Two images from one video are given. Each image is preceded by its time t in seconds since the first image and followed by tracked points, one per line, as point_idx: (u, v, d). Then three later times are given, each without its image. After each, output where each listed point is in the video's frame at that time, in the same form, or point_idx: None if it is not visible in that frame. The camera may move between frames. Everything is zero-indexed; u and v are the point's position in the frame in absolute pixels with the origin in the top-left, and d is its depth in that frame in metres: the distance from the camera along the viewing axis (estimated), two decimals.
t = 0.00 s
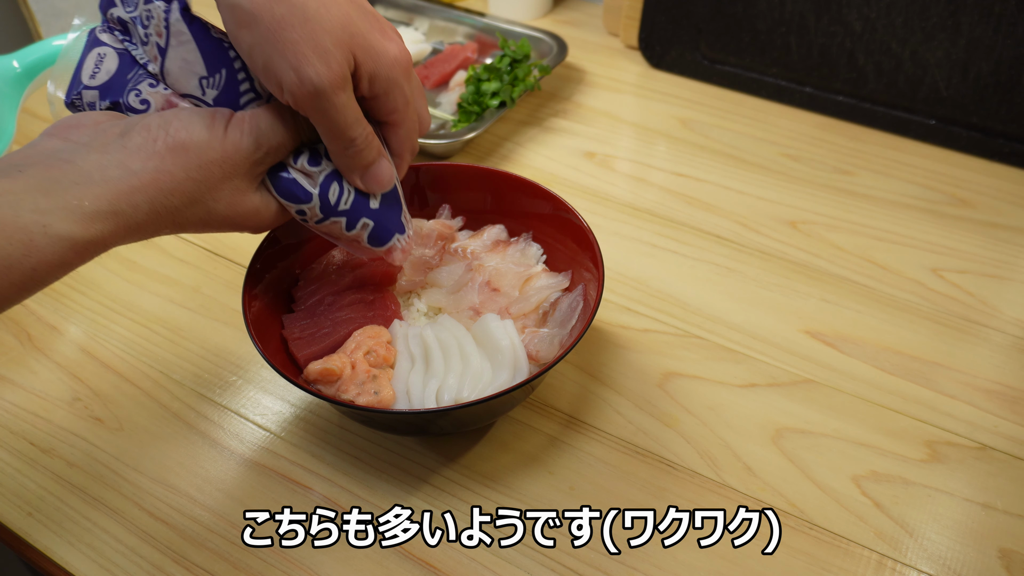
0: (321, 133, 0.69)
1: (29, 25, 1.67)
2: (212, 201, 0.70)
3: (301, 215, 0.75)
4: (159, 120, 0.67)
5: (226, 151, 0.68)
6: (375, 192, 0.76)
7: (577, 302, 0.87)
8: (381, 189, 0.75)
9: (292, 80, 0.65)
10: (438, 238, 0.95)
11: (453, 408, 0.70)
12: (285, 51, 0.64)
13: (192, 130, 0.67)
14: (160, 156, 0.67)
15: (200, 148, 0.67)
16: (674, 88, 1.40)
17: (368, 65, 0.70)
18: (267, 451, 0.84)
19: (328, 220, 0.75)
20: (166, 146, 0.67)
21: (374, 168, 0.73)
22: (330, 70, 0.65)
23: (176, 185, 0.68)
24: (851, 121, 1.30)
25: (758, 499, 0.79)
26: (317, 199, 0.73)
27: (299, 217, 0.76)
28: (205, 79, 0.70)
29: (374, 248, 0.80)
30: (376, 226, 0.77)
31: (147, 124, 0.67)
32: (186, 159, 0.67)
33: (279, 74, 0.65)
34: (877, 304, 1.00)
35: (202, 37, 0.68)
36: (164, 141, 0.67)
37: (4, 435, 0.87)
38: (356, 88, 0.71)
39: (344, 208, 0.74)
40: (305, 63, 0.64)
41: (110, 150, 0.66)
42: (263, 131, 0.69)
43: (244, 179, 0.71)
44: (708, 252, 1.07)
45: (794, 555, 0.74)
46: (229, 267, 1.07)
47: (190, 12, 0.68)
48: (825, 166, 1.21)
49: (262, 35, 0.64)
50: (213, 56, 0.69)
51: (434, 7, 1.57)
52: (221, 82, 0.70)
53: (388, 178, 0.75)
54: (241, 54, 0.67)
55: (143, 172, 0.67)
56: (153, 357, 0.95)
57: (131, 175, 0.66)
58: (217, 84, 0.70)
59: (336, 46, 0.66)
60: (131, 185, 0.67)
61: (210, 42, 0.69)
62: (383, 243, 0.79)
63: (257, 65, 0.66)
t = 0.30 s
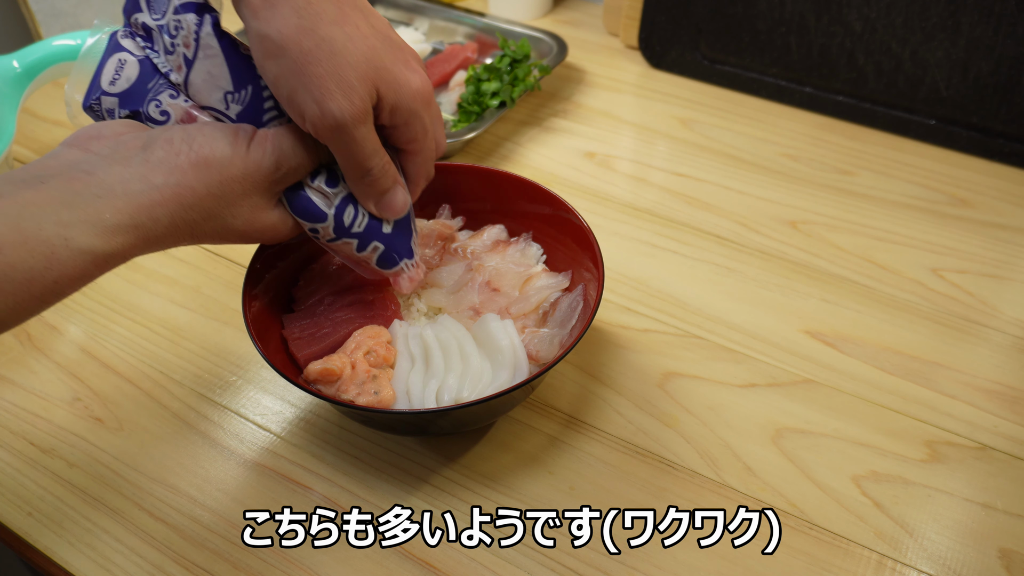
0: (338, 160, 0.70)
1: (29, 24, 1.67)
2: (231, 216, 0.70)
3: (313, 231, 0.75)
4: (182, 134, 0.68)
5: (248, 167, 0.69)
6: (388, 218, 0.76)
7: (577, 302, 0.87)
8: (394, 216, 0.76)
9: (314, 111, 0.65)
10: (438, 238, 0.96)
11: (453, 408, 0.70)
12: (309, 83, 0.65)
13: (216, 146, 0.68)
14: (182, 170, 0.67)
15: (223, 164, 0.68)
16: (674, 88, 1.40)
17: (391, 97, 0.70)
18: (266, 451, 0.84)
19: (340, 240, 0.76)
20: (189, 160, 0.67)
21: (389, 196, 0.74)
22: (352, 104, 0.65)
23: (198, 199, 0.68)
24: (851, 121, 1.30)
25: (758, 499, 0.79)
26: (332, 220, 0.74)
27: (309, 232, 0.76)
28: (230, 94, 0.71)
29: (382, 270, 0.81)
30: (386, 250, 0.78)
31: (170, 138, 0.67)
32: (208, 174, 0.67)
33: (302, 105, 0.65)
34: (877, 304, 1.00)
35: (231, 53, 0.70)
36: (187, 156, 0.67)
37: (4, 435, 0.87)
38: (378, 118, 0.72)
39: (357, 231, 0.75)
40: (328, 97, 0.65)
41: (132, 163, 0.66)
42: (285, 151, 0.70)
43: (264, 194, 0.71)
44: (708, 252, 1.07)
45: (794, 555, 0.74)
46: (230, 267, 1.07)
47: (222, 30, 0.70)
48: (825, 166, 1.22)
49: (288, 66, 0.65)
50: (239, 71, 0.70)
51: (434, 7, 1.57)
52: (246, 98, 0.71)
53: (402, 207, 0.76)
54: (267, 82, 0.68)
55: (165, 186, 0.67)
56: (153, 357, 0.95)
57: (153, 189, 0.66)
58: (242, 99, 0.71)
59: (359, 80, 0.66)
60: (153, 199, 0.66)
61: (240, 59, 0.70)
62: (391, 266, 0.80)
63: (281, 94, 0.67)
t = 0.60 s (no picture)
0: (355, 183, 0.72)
1: (29, 23, 1.67)
2: (245, 233, 0.72)
3: (323, 248, 0.77)
4: (199, 150, 0.69)
5: (264, 186, 0.70)
6: (398, 241, 0.78)
7: (577, 302, 0.87)
8: (404, 239, 0.78)
9: (337, 137, 0.67)
10: (438, 238, 0.97)
11: (453, 408, 0.70)
12: (334, 110, 0.66)
13: (233, 164, 0.69)
14: (199, 187, 0.68)
15: (240, 182, 0.69)
16: (674, 88, 1.40)
17: (412, 123, 0.72)
18: (266, 452, 0.84)
19: (349, 258, 0.77)
20: (206, 177, 0.68)
21: (403, 220, 0.76)
22: (375, 131, 0.67)
23: (213, 216, 0.69)
24: (851, 121, 1.30)
25: (758, 499, 0.79)
26: (343, 239, 0.75)
27: (319, 249, 0.78)
28: (250, 109, 0.71)
29: (390, 289, 0.83)
30: (394, 271, 0.80)
31: (187, 154, 0.68)
32: (225, 191, 0.68)
33: (326, 131, 0.67)
34: (877, 304, 1.00)
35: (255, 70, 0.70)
36: (204, 173, 0.68)
37: (4, 435, 0.87)
38: (397, 141, 0.73)
39: (367, 250, 0.77)
40: (352, 124, 0.66)
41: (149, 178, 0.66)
42: (300, 172, 0.71)
43: (277, 212, 0.73)
44: (708, 252, 1.07)
45: (794, 555, 0.74)
46: (230, 267, 1.07)
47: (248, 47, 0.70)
48: (825, 166, 1.22)
49: (314, 93, 0.66)
50: (263, 88, 0.71)
51: (434, 7, 1.57)
52: (266, 114, 0.71)
53: (413, 230, 0.78)
54: (290, 104, 0.69)
55: (182, 203, 0.67)
56: (153, 357, 0.95)
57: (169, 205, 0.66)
58: (262, 116, 0.71)
59: (383, 107, 0.67)
60: (168, 215, 0.67)
61: (264, 77, 0.71)
62: (399, 286, 0.82)
63: (305, 118, 0.68)
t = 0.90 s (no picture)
0: (364, 193, 0.73)
1: (29, 23, 1.67)
2: (251, 238, 0.72)
3: (328, 256, 0.78)
4: (209, 155, 0.69)
5: (273, 192, 0.71)
6: (402, 250, 0.80)
7: (577, 302, 0.87)
8: (407, 249, 0.80)
9: (350, 149, 0.67)
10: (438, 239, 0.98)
11: (453, 408, 0.70)
12: (348, 123, 0.67)
13: (243, 169, 0.69)
14: (208, 191, 0.68)
15: (250, 188, 0.69)
16: (674, 88, 1.40)
17: (423, 134, 0.72)
18: (267, 452, 0.84)
19: (354, 267, 0.79)
20: (216, 182, 0.68)
21: (407, 229, 0.77)
22: (388, 144, 0.68)
23: (222, 220, 0.69)
24: (851, 121, 1.30)
25: (758, 499, 0.79)
26: (348, 249, 0.77)
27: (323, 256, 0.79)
28: (263, 117, 0.72)
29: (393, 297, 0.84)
30: (397, 280, 0.81)
31: (197, 158, 0.68)
32: (234, 196, 0.69)
33: (339, 143, 0.68)
34: (877, 304, 1.00)
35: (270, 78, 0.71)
36: (214, 177, 0.68)
37: (4, 435, 0.87)
38: (407, 153, 0.74)
39: (372, 259, 0.78)
40: (365, 137, 0.67)
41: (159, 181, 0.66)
42: (308, 181, 0.72)
43: (284, 218, 0.73)
44: (708, 252, 1.07)
45: (794, 555, 0.74)
46: (230, 267, 1.07)
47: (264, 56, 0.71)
48: (825, 166, 1.22)
49: (328, 106, 0.67)
50: (276, 96, 0.71)
51: (435, 7, 1.57)
52: (278, 122, 0.72)
53: (417, 240, 0.80)
54: (303, 115, 0.69)
55: (192, 206, 0.67)
56: (153, 357, 0.95)
57: (178, 208, 0.66)
58: (275, 124, 0.72)
59: (397, 120, 0.68)
60: (178, 219, 0.67)
61: (278, 86, 0.71)
62: (401, 295, 0.84)
63: (318, 131, 0.69)
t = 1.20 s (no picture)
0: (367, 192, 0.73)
1: (28, 23, 1.67)
2: (253, 235, 0.72)
3: (327, 253, 0.78)
4: (213, 151, 0.69)
5: (276, 190, 0.71)
6: (403, 250, 0.81)
7: (577, 302, 0.87)
8: (408, 249, 0.80)
9: (357, 150, 0.68)
10: (438, 239, 0.98)
11: (453, 408, 0.70)
12: (357, 125, 0.67)
13: (247, 167, 0.69)
14: (212, 187, 0.68)
15: (253, 185, 0.69)
16: (674, 88, 1.40)
17: (429, 136, 0.73)
18: (267, 452, 0.84)
19: (353, 266, 0.79)
20: (219, 179, 0.68)
21: (409, 229, 0.78)
22: (395, 146, 0.68)
23: (225, 216, 0.69)
24: (851, 121, 1.30)
25: (758, 499, 0.79)
26: (348, 247, 0.77)
27: (322, 253, 0.79)
28: (268, 115, 0.72)
29: (391, 295, 0.85)
30: (395, 279, 0.82)
31: (201, 155, 0.68)
32: (238, 193, 0.69)
33: (347, 144, 0.68)
34: (877, 304, 1.00)
35: (277, 77, 0.71)
36: (217, 174, 0.68)
37: (4, 435, 0.87)
38: (413, 154, 0.74)
39: (372, 259, 0.79)
40: (373, 138, 0.67)
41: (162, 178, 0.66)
42: (310, 180, 0.72)
43: (285, 215, 0.73)
44: (708, 252, 1.07)
45: (794, 555, 0.74)
46: (229, 267, 1.07)
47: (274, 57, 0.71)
48: (825, 166, 1.22)
49: (337, 107, 0.67)
50: (284, 95, 0.72)
51: (434, 7, 1.57)
52: (284, 121, 0.73)
53: (417, 240, 0.80)
54: (310, 115, 0.69)
55: (195, 203, 0.67)
56: (153, 357, 0.95)
57: (181, 205, 0.66)
58: (280, 121, 0.72)
59: (405, 122, 0.68)
60: (182, 216, 0.67)
61: (285, 84, 0.72)
62: (399, 294, 0.85)
63: (326, 132, 0.69)
